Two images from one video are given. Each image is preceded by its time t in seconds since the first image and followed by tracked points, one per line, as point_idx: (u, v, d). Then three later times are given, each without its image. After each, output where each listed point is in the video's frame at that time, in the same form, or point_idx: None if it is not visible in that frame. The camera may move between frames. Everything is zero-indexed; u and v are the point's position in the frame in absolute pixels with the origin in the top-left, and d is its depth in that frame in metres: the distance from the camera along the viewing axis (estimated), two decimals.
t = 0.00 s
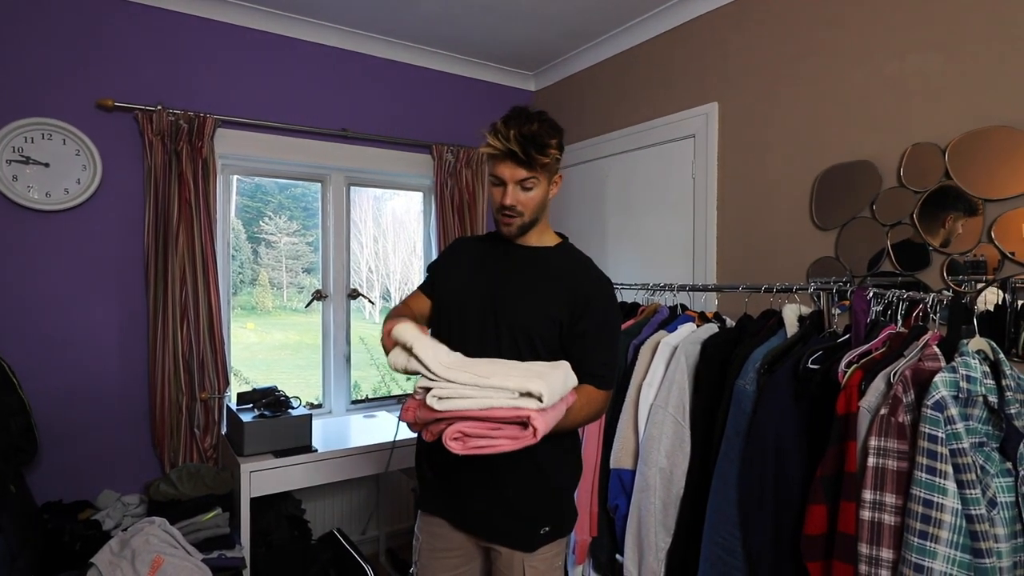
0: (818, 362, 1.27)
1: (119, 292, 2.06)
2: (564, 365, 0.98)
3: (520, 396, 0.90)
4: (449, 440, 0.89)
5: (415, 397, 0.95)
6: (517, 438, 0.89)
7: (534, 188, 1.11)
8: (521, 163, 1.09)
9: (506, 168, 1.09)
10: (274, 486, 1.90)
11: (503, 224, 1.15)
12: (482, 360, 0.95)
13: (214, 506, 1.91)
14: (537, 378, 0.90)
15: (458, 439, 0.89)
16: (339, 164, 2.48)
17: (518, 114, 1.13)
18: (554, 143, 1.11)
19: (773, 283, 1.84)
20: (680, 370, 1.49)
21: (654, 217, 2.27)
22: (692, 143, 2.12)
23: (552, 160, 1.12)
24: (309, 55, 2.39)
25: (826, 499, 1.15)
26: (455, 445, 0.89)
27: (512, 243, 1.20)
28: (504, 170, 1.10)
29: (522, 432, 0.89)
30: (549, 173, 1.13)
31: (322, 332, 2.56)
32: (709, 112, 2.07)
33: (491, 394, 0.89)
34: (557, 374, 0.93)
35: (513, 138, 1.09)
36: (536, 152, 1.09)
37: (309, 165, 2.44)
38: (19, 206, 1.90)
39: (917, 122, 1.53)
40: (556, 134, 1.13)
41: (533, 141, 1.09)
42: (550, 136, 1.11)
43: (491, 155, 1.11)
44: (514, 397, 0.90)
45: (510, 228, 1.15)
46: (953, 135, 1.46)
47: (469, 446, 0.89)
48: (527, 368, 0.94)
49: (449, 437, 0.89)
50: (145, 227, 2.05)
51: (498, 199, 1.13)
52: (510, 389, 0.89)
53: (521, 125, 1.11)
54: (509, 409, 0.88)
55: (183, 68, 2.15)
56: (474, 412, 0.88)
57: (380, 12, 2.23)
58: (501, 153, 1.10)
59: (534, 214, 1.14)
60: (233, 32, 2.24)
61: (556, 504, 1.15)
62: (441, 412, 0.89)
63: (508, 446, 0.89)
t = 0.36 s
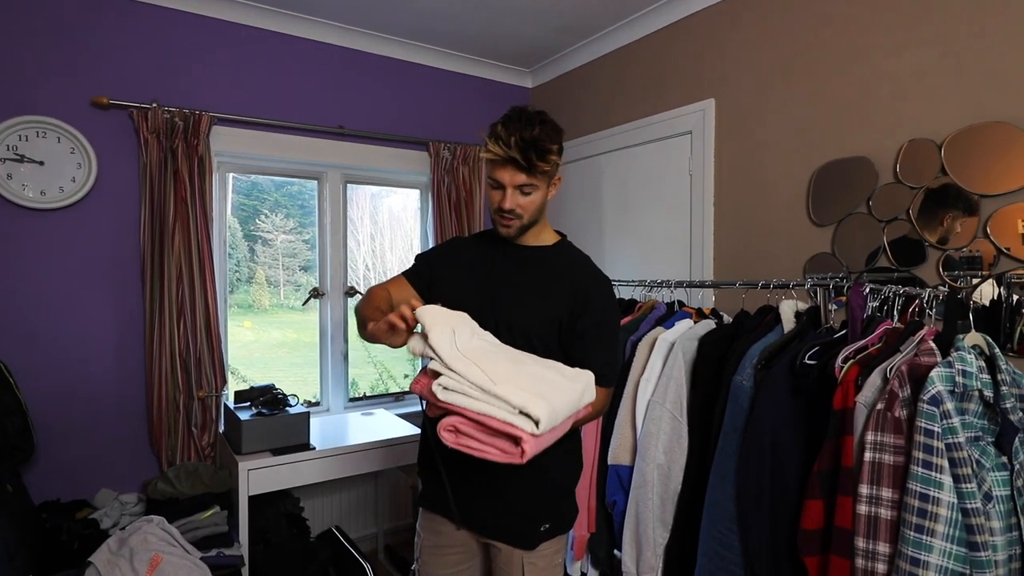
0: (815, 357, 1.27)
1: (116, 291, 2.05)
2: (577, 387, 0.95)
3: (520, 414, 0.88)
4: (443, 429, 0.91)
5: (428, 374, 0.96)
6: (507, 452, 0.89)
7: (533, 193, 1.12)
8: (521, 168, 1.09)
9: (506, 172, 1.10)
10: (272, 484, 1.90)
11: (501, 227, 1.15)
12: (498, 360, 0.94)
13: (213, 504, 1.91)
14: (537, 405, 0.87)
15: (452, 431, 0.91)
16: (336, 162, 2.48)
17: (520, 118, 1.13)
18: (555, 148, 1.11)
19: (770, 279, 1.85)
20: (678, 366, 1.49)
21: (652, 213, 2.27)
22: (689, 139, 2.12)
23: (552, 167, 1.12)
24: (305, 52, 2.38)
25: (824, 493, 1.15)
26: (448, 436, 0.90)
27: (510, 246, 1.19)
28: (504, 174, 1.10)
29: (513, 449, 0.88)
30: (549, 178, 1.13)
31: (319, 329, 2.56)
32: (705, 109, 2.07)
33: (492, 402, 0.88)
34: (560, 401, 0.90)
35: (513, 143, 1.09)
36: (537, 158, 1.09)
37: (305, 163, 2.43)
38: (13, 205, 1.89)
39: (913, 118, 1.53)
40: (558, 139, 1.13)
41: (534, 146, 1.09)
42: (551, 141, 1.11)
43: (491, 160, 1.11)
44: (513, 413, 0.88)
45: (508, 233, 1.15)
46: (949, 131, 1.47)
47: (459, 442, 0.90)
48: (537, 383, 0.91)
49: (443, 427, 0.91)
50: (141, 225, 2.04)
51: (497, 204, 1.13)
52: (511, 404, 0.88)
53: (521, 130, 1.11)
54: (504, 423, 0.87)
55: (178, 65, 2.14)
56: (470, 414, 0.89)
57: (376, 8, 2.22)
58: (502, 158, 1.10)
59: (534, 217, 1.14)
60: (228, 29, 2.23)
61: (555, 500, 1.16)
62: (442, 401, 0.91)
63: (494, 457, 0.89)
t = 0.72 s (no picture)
0: (810, 355, 1.26)
1: (111, 287, 2.04)
2: (580, 368, 0.94)
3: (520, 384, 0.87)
4: (442, 403, 0.89)
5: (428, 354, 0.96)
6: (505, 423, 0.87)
7: (530, 181, 1.11)
8: (519, 156, 1.09)
9: (503, 162, 1.09)
10: (267, 481, 1.90)
11: (498, 219, 1.14)
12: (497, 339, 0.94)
13: (208, 500, 1.91)
14: (538, 376, 0.86)
15: (452, 405, 0.89)
16: (332, 158, 2.47)
17: (513, 107, 1.13)
18: (550, 135, 1.12)
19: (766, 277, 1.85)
20: (674, 364, 1.49)
21: (648, 211, 2.27)
22: (685, 136, 2.12)
23: (548, 152, 1.12)
24: (301, 47, 2.37)
25: (818, 490, 1.16)
26: (447, 408, 0.89)
27: (505, 239, 1.19)
28: (501, 164, 1.09)
29: (513, 418, 0.86)
30: (545, 166, 1.14)
31: (315, 326, 2.55)
32: (702, 106, 2.07)
33: (492, 372, 0.87)
34: (561, 376, 0.89)
35: (510, 131, 1.09)
36: (534, 145, 1.09)
37: (301, 159, 2.42)
38: (6, 199, 1.88)
39: (910, 116, 1.54)
40: (551, 127, 1.14)
41: (531, 134, 1.09)
42: (546, 128, 1.12)
43: (488, 149, 1.10)
44: (512, 382, 0.87)
45: (506, 223, 1.14)
46: (945, 129, 1.47)
47: (458, 414, 0.88)
48: (538, 360, 0.91)
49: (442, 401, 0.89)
50: (136, 220, 2.03)
51: (494, 194, 1.12)
52: (511, 373, 0.87)
53: (517, 117, 1.10)
54: (503, 392, 0.86)
55: (173, 60, 2.13)
56: (470, 385, 0.88)
57: (372, 4, 2.22)
58: (499, 146, 1.09)
59: (530, 207, 1.14)
60: (224, 23, 2.21)
61: (553, 498, 1.15)
62: (443, 374, 0.90)
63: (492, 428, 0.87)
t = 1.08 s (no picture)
0: (812, 354, 1.26)
1: (111, 284, 2.04)
2: (579, 358, 0.93)
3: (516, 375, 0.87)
4: (441, 400, 0.89)
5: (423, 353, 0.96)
6: (504, 414, 0.87)
7: (539, 179, 1.11)
8: (530, 153, 1.08)
9: (514, 159, 1.08)
10: (267, 478, 1.90)
11: (504, 215, 1.13)
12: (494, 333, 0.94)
13: (207, 497, 1.91)
14: (536, 366, 0.86)
15: (450, 401, 0.89)
16: (333, 155, 2.46)
17: (522, 105, 1.13)
18: (559, 135, 1.12)
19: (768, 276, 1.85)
20: (675, 363, 1.49)
21: (650, 210, 2.26)
22: (687, 135, 2.12)
23: (559, 152, 1.12)
24: (303, 44, 2.36)
25: (820, 490, 1.15)
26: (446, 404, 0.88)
27: (508, 236, 1.18)
28: (512, 160, 1.08)
29: (512, 410, 0.86)
30: (553, 165, 1.14)
31: (315, 324, 2.55)
32: (704, 105, 2.06)
33: (488, 366, 0.87)
34: (558, 366, 0.89)
35: (522, 127, 1.08)
36: (545, 143, 1.09)
37: (302, 156, 2.42)
38: (7, 196, 1.87)
39: (913, 115, 1.53)
40: (560, 126, 1.14)
41: (542, 132, 1.09)
42: (556, 127, 1.12)
43: (499, 145, 1.09)
44: (509, 374, 0.86)
45: (512, 220, 1.13)
46: (948, 128, 1.46)
47: (458, 409, 0.88)
48: (535, 351, 0.90)
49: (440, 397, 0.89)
50: (137, 217, 2.03)
51: (502, 190, 1.11)
52: (507, 365, 0.87)
53: (531, 115, 1.10)
54: (500, 384, 0.86)
55: (174, 56, 2.12)
56: (468, 380, 0.87)
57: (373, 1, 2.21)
58: (511, 143, 1.08)
59: (536, 206, 1.14)
60: (225, 20, 2.21)
61: (555, 496, 1.15)
62: (439, 371, 0.89)
63: (492, 420, 0.87)
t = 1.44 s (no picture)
0: (815, 351, 1.26)
1: (113, 282, 2.04)
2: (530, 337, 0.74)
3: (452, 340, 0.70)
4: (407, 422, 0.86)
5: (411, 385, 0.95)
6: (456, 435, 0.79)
7: (536, 172, 1.10)
8: (525, 147, 1.07)
9: (510, 153, 1.07)
10: (269, 475, 1.89)
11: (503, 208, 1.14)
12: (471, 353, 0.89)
13: (210, 495, 1.91)
14: (471, 341, 0.69)
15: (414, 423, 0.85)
16: (334, 153, 2.46)
17: (520, 98, 1.11)
18: (558, 127, 1.09)
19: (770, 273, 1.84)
20: (677, 360, 1.48)
21: (651, 206, 2.26)
22: (689, 131, 2.11)
23: (556, 145, 1.11)
24: (303, 42, 2.36)
25: (823, 488, 1.15)
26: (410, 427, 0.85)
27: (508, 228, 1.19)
28: (508, 155, 1.07)
29: (461, 430, 0.78)
30: (552, 158, 1.12)
31: (317, 321, 2.55)
32: (706, 101, 2.05)
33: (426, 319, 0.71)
34: (506, 336, 0.71)
35: (517, 121, 1.06)
36: (541, 137, 1.07)
37: (303, 154, 2.41)
38: (9, 194, 1.87)
39: (916, 110, 1.52)
40: (558, 118, 1.12)
41: (538, 125, 1.07)
42: (553, 119, 1.10)
43: (494, 139, 1.08)
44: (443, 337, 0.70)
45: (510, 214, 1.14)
46: (952, 123, 1.45)
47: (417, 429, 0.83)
48: (484, 314, 0.71)
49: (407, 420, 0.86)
50: (138, 216, 2.03)
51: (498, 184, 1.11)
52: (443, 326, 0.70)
53: (526, 108, 1.09)
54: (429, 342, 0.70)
55: (175, 53, 2.11)
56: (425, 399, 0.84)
57: None
58: (506, 137, 1.07)
59: (535, 200, 1.14)
60: (225, 17, 2.20)
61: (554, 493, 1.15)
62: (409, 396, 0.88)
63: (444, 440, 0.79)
